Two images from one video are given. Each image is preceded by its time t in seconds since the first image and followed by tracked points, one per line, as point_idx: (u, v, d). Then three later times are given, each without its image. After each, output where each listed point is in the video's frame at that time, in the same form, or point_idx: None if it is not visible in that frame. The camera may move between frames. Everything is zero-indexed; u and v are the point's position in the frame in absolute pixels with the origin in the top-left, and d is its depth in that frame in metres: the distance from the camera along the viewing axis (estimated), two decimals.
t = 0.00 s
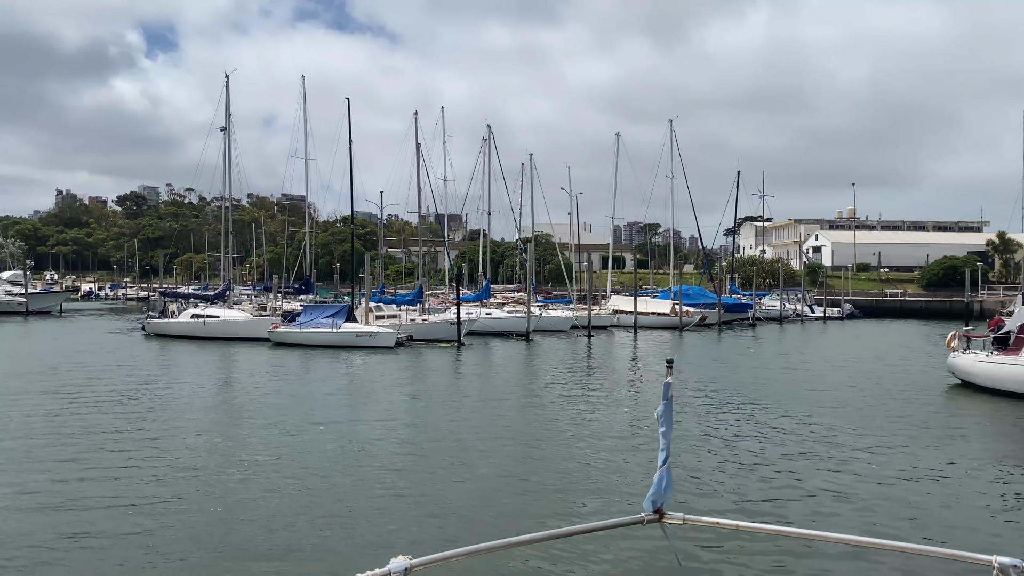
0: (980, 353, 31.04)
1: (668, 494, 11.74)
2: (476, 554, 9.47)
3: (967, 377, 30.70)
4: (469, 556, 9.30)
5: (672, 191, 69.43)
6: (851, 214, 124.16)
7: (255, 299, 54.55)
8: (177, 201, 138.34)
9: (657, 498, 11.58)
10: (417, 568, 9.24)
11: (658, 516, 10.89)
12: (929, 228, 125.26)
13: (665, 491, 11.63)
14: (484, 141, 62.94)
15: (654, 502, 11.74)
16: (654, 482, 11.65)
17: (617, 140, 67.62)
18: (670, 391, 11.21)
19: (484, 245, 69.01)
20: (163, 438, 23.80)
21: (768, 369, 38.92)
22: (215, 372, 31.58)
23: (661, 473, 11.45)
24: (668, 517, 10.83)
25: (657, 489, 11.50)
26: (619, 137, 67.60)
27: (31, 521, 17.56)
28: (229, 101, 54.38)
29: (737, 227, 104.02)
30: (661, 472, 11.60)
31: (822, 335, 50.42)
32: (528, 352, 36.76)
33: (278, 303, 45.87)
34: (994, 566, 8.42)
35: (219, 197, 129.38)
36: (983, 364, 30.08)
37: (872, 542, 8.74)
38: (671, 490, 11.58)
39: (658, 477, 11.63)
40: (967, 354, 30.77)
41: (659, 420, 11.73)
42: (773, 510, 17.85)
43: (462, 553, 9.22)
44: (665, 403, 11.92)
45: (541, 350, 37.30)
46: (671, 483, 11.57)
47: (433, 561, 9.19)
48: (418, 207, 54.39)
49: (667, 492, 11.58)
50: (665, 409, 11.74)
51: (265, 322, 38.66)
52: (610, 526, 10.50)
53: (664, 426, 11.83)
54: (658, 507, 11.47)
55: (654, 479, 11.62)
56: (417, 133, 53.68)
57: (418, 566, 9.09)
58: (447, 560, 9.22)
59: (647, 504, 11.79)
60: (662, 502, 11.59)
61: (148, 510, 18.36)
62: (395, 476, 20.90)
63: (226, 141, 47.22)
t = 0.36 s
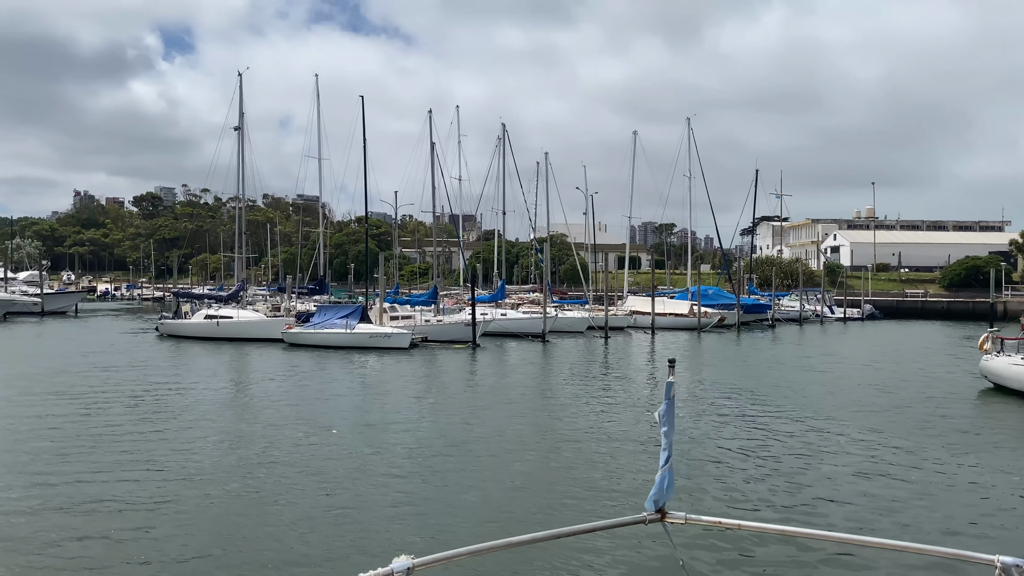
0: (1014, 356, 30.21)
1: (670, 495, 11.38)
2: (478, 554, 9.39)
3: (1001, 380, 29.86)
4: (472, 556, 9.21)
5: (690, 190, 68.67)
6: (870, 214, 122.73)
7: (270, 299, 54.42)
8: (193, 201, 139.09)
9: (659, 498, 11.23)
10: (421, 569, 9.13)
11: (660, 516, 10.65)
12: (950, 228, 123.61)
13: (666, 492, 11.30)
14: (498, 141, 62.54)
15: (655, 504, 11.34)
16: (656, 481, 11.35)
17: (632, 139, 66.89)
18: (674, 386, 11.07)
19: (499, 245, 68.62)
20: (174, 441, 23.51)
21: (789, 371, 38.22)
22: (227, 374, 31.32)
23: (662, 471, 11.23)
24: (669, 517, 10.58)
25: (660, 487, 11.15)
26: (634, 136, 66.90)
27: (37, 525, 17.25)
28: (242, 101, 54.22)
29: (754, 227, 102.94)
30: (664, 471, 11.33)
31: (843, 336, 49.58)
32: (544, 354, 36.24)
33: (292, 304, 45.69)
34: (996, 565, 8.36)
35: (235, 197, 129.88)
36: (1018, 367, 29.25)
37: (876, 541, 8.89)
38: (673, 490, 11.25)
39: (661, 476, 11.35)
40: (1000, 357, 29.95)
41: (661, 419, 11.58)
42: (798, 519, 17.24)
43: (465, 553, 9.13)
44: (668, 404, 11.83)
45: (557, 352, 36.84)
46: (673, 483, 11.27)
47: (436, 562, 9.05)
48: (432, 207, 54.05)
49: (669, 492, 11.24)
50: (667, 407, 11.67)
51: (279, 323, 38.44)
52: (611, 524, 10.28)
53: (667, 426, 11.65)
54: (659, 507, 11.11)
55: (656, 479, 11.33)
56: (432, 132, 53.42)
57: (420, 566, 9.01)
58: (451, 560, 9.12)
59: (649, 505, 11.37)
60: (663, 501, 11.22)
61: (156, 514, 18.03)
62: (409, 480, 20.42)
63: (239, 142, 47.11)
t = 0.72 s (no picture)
0: None
1: (672, 494, 11.33)
2: (481, 554, 9.10)
3: None
4: (473, 556, 8.85)
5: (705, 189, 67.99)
6: (887, 213, 121.34)
7: (282, 301, 54.24)
8: (207, 202, 139.61)
9: (660, 497, 11.18)
10: (423, 569, 8.79)
11: (661, 515, 10.50)
12: (968, 227, 122.06)
13: (668, 491, 11.25)
14: (511, 140, 62.14)
15: (658, 502, 11.33)
16: (658, 481, 11.30)
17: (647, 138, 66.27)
18: (675, 386, 10.96)
19: (512, 245, 68.24)
20: (184, 443, 23.28)
21: (807, 372, 37.59)
22: (239, 376, 31.10)
23: (665, 470, 11.19)
24: (671, 517, 10.42)
25: (661, 487, 11.09)
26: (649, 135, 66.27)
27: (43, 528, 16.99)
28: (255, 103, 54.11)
29: (770, 227, 101.87)
30: (665, 472, 11.27)
31: (862, 337, 48.81)
32: (559, 355, 35.77)
33: (304, 305, 45.50)
34: (998, 565, 8.40)
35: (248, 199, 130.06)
36: None
37: (879, 540, 8.60)
38: (674, 489, 11.17)
39: (662, 477, 11.29)
40: None
41: (662, 419, 11.47)
42: (820, 524, 16.74)
43: (467, 553, 8.79)
44: (670, 402, 11.61)
45: (572, 353, 36.42)
46: (675, 483, 11.16)
47: (438, 562, 8.72)
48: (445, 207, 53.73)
49: (671, 491, 11.16)
50: (670, 407, 11.50)
51: (291, 324, 38.24)
52: (613, 526, 10.05)
53: (669, 426, 11.52)
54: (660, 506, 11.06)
55: (658, 478, 11.28)
56: (445, 132, 53.16)
57: (423, 566, 8.68)
58: (452, 561, 8.77)
59: (650, 504, 11.37)
60: (666, 501, 11.15)
61: (163, 516, 17.76)
62: (423, 482, 20.02)
63: (252, 142, 46.99)
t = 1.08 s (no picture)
0: None
1: (671, 493, 11.25)
2: (480, 555, 8.94)
3: None
4: (472, 557, 8.75)
5: (721, 188, 67.27)
6: (905, 212, 119.90)
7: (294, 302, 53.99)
8: (220, 204, 140.08)
9: (659, 497, 11.10)
10: (421, 570, 8.64)
11: (659, 515, 10.36)
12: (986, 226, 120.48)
13: (667, 490, 11.17)
14: (524, 140, 61.71)
15: (658, 501, 11.26)
16: (657, 481, 11.20)
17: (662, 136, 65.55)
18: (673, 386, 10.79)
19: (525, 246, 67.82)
20: (193, 446, 22.99)
21: (827, 374, 36.96)
22: (249, 378, 30.84)
23: (662, 471, 11.07)
24: (669, 516, 10.28)
25: (660, 488, 11.00)
26: (665, 133, 65.55)
27: (47, 533, 16.72)
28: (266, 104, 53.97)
29: (785, 226, 100.88)
30: (664, 471, 11.18)
31: (882, 337, 48.05)
32: (573, 357, 35.29)
33: (316, 307, 45.25)
34: (997, 565, 8.18)
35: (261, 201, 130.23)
36: None
37: (878, 541, 8.41)
38: (673, 489, 11.09)
39: (661, 476, 11.21)
40: None
41: (661, 419, 11.31)
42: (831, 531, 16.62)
43: (467, 553, 8.67)
44: (668, 401, 11.47)
45: (587, 355, 36.00)
46: (673, 482, 11.09)
47: (437, 562, 8.59)
48: (457, 207, 53.37)
49: (669, 490, 11.09)
50: (668, 408, 11.33)
51: (302, 326, 37.98)
52: (612, 525, 9.88)
53: (667, 426, 11.37)
54: (659, 506, 11.00)
55: (657, 478, 11.20)
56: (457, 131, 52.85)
57: (422, 567, 8.48)
58: (449, 561, 8.66)
59: (650, 504, 11.27)
60: (664, 501, 11.08)
61: (169, 521, 17.46)
62: (435, 486, 19.63)
63: (264, 142, 46.81)
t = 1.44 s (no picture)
0: None
1: (672, 495, 10.73)
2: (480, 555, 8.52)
3: None
4: (472, 558, 8.36)
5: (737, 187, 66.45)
6: (921, 211, 118.48)
7: (304, 304, 53.77)
8: (232, 206, 140.49)
9: (659, 498, 10.55)
10: (422, 571, 8.33)
11: (660, 516, 9.83)
12: (1005, 225, 118.84)
13: (668, 491, 10.64)
14: (536, 139, 61.24)
15: (657, 503, 10.71)
16: (657, 481, 10.69)
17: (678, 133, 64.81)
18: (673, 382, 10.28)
19: (537, 246, 67.36)
20: (201, 450, 22.69)
21: (845, 375, 36.25)
22: (259, 382, 30.53)
23: (663, 472, 10.56)
24: (670, 517, 9.74)
25: (660, 487, 10.49)
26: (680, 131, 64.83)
27: (50, 539, 16.41)
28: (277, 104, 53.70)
29: (800, 225, 99.91)
30: (664, 471, 10.67)
31: (901, 338, 47.22)
32: (587, 359, 34.76)
33: (327, 308, 44.95)
34: (997, 565, 8.09)
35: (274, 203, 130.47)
36: None
37: (877, 540, 8.18)
38: (674, 490, 10.55)
39: (661, 476, 10.70)
40: None
41: (661, 418, 10.76)
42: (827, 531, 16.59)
43: (467, 553, 8.28)
44: (669, 400, 10.93)
45: (600, 356, 35.50)
46: (674, 482, 10.57)
47: (438, 563, 8.21)
48: (469, 208, 52.94)
49: (670, 492, 10.55)
50: (669, 406, 10.79)
51: (313, 328, 37.70)
52: (612, 526, 9.34)
53: (668, 426, 10.85)
54: (659, 507, 10.45)
55: (656, 479, 10.68)
56: (469, 130, 52.55)
57: (423, 567, 8.17)
58: (448, 563, 8.23)
59: (650, 505, 10.74)
60: (664, 502, 10.53)
61: (174, 526, 17.13)
62: (447, 491, 19.17)
63: (274, 143, 46.60)
